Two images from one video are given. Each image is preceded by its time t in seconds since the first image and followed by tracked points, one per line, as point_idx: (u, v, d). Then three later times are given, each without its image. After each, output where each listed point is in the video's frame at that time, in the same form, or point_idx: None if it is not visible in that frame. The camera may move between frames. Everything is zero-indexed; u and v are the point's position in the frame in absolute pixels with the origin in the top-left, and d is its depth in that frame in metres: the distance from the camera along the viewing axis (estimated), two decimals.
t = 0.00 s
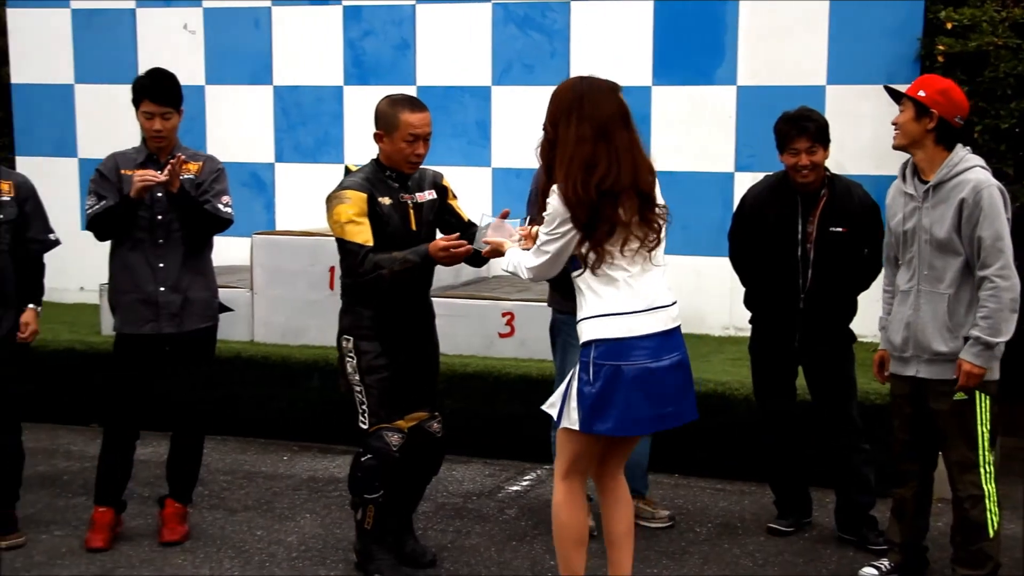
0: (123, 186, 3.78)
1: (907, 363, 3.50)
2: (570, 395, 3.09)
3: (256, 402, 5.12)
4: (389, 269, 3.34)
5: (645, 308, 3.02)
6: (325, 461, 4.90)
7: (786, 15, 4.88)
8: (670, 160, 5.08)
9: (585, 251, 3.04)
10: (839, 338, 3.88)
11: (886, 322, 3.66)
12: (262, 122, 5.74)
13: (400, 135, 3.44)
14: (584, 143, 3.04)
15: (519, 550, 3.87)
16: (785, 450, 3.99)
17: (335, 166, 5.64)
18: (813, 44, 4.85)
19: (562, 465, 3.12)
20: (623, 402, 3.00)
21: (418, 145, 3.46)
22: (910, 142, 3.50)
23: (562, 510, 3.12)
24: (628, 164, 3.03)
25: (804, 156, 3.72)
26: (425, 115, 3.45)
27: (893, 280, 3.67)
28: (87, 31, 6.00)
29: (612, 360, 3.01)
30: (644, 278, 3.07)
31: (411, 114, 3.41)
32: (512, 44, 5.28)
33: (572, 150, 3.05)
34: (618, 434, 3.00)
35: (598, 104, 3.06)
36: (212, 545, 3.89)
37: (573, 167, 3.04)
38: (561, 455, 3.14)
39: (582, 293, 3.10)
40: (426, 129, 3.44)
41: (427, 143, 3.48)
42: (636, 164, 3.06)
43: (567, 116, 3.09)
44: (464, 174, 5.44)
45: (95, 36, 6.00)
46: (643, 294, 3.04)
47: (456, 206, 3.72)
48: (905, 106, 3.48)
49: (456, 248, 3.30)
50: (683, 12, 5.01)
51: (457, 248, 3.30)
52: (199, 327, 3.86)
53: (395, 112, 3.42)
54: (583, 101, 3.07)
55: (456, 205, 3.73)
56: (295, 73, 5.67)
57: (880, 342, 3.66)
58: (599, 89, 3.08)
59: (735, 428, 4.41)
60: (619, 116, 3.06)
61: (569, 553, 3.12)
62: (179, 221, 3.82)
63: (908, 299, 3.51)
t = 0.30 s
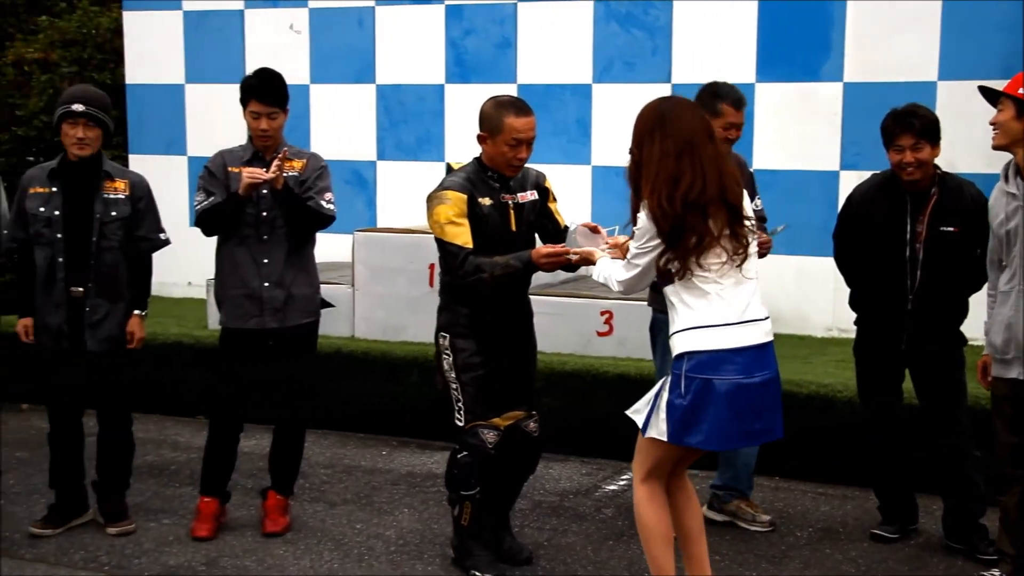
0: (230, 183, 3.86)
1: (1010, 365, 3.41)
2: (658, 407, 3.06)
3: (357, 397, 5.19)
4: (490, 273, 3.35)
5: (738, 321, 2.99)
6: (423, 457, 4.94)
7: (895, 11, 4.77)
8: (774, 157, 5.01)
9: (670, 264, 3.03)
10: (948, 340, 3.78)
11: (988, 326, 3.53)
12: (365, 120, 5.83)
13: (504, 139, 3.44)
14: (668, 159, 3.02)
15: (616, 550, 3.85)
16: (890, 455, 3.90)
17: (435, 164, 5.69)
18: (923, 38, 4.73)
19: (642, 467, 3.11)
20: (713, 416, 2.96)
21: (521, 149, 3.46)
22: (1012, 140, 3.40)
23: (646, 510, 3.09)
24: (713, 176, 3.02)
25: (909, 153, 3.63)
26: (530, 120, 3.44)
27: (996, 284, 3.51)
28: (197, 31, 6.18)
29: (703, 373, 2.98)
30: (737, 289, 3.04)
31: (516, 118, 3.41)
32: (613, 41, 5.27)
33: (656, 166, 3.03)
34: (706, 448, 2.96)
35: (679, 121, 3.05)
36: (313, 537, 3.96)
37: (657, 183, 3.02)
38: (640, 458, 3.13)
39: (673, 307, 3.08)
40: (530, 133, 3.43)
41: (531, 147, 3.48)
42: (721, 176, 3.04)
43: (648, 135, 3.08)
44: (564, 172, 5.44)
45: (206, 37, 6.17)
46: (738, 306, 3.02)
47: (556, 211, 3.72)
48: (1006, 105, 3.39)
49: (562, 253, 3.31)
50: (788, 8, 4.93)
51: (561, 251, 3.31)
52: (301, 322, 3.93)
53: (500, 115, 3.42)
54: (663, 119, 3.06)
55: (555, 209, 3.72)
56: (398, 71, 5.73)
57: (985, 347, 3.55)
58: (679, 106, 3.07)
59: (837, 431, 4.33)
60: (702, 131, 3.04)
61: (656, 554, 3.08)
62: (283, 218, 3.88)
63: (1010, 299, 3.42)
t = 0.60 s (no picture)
0: (304, 180, 3.90)
1: None
2: (733, 413, 3.03)
3: (427, 393, 5.22)
4: (563, 276, 3.35)
5: (816, 329, 2.95)
6: (493, 454, 4.95)
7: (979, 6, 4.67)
8: (851, 155, 4.95)
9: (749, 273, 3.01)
10: None
11: None
12: (438, 118, 5.89)
13: (582, 142, 3.40)
14: (734, 170, 3.00)
15: (686, 551, 3.82)
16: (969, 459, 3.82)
17: (507, 162, 5.71)
18: (1006, 34, 4.63)
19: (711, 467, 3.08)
20: (792, 423, 2.92)
21: (598, 153, 3.42)
22: None
23: (716, 509, 3.05)
24: (781, 181, 2.98)
25: (990, 150, 3.55)
26: (609, 123, 3.39)
27: None
28: (275, 30, 6.30)
29: (782, 381, 2.94)
30: (816, 297, 3.00)
31: (595, 122, 3.36)
32: (688, 38, 5.24)
33: (723, 179, 3.01)
34: (783, 456, 2.93)
35: (741, 130, 3.01)
36: (382, 532, 3.99)
37: (726, 196, 3.00)
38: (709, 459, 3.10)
39: (754, 315, 3.05)
40: (609, 137, 3.39)
41: (609, 151, 3.43)
42: (791, 181, 3.00)
43: (713, 148, 3.06)
44: (636, 170, 5.42)
45: (283, 36, 6.28)
46: (817, 313, 2.98)
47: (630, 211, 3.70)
48: None
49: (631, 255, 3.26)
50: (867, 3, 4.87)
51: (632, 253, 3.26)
52: (373, 319, 3.94)
53: (579, 119, 3.38)
54: (725, 130, 3.04)
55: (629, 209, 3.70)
56: (472, 70, 5.78)
57: None
58: (740, 116, 3.03)
59: (914, 433, 4.25)
60: (766, 136, 3.00)
61: (727, 553, 3.03)
62: (357, 215, 3.93)
63: None
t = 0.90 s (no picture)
0: (361, 178, 3.93)
1: None
2: (788, 385, 3.01)
3: (481, 390, 5.23)
4: (619, 269, 3.32)
5: (877, 305, 2.93)
6: (547, 452, 4.94)
7: None
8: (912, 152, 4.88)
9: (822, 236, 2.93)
10: None
11: None
12: (495, 115, 5.93)
13: (639, 134, 3.39)
14: (818, 124, 2.92)
15: (741, 551, 3.79)
16: None
17: (563, 159, 5.74)
18: None
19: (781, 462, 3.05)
20: (849, 392, 2.91)
21: (657, 143, 3.40)
22: None
23: (783, 507, 3.03)
24: (863, 140, 2.91)
25: None
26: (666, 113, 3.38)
27: None
28: (334, 29, 6.39)
29: (840, 350, 2.93)
30: (878, 272, 2.97)
31: (653, 113, 3.35)
32: (746, 35, 5.23)
33: (805, 134, 2.94)
34: (840, 426, 2.92)
35: (825, 85, 2.94)
36: (436, 529, 4.00)
37: (806, 152, 2.93)
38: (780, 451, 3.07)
39: (810, 289, 3.03)
40: (666, 128, 3.37)
41: (666, 143, 3.41)
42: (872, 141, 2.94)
43: (794, 102, 2.99)
44: (691, 167, 5.43)
45: (341, 35, 6.35)
46: (876, 289, 2.95)
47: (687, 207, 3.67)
48: None
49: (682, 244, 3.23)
50: None
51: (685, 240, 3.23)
52: (429, 315, 3.96)
53: (637, 110, 3.37)
54: (808, 84, 2.96)
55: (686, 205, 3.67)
56: (527, 68, 5.81)
57: None
58: (824, 72, 2.96)
59: (975, 435, 4.18)
60: (850, 94, 2.94)
61: (792, 552, 3.02)
62: (413, 212, 3.95)
63: None
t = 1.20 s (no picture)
0: (414, 174, 3.94)
1: None
2: (856, 385, 2.98)
3: (533, 388, 5.23)
4: (677, 263, 3.30)
5: (949, 303, 2.90)
6: (598, 450, 4.93)
7: None
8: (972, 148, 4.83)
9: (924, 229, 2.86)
10: None
11: None
12: (548, 113, 5.96)
13: (690, 125, 3.40)
14: (879, 125, 2.92)
15: (794, 552, 3.76)
16: None
17: (614, 158, 5.76)
18: None
19: (845, 460, 3.02)
20: (921, 392, 2.89)
21: (708, 135, 3.41)
22: None
23: (850, 506, 3.00)
24: (930, 137, 2.91)
25: None
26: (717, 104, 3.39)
27: None
28: (388, 26, 6.44)
29: (911, 349, 2.90)
30: (951, 270, 2.94)
31: (704, 103, 3.36)
32: (802, 31, 5.24)
33: (868, 134, 2.93)
34: (912, 426, 2.90)
35: (885, 83, 2.92)
36: (488, 526, 4.01)
37: (876, 151, 2.91)
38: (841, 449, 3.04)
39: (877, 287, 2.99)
40: (717, 118, 3.38)
41: (718, 134, 3.42)
42: (937, 138, 2.91)
43: (854, 100, 2.97)
44: (745, 164, 5.45)
45: (395, 33, 6.41)
46: (948, 288, 2.92)
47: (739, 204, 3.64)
48: None
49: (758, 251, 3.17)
50: None
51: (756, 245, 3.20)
52: (482, 313, 3.97)
53: (687, 100, 3.38)
54: (869, 81, 2.94)
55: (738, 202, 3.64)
56: (581, 65, 5.84)
57: None
58: (884, 68, 2.94)
59: None
60: (911, 90, 2.91)
61: (860, 550, 2.99)
62: (465, 209, 3.95)
63: None
